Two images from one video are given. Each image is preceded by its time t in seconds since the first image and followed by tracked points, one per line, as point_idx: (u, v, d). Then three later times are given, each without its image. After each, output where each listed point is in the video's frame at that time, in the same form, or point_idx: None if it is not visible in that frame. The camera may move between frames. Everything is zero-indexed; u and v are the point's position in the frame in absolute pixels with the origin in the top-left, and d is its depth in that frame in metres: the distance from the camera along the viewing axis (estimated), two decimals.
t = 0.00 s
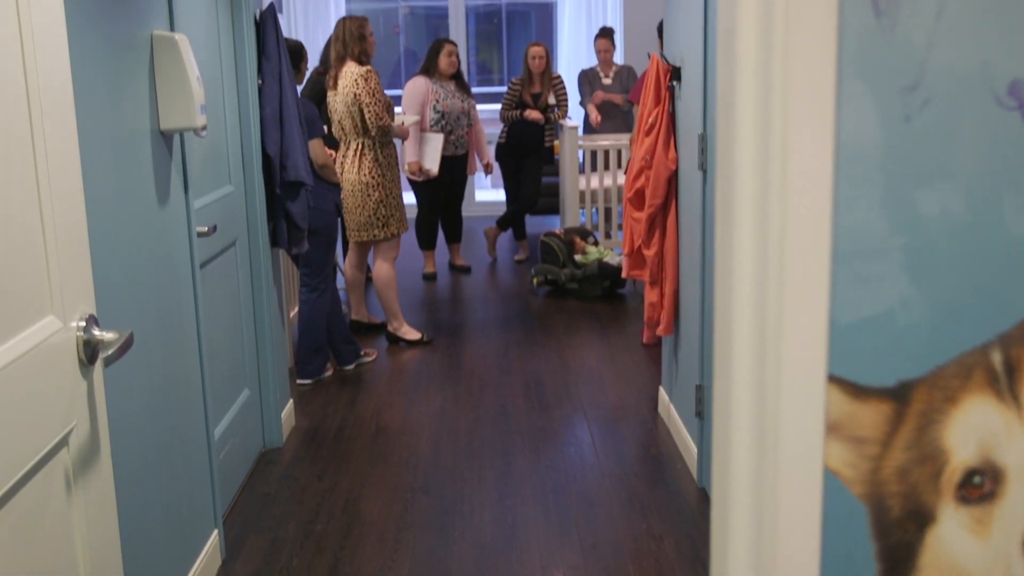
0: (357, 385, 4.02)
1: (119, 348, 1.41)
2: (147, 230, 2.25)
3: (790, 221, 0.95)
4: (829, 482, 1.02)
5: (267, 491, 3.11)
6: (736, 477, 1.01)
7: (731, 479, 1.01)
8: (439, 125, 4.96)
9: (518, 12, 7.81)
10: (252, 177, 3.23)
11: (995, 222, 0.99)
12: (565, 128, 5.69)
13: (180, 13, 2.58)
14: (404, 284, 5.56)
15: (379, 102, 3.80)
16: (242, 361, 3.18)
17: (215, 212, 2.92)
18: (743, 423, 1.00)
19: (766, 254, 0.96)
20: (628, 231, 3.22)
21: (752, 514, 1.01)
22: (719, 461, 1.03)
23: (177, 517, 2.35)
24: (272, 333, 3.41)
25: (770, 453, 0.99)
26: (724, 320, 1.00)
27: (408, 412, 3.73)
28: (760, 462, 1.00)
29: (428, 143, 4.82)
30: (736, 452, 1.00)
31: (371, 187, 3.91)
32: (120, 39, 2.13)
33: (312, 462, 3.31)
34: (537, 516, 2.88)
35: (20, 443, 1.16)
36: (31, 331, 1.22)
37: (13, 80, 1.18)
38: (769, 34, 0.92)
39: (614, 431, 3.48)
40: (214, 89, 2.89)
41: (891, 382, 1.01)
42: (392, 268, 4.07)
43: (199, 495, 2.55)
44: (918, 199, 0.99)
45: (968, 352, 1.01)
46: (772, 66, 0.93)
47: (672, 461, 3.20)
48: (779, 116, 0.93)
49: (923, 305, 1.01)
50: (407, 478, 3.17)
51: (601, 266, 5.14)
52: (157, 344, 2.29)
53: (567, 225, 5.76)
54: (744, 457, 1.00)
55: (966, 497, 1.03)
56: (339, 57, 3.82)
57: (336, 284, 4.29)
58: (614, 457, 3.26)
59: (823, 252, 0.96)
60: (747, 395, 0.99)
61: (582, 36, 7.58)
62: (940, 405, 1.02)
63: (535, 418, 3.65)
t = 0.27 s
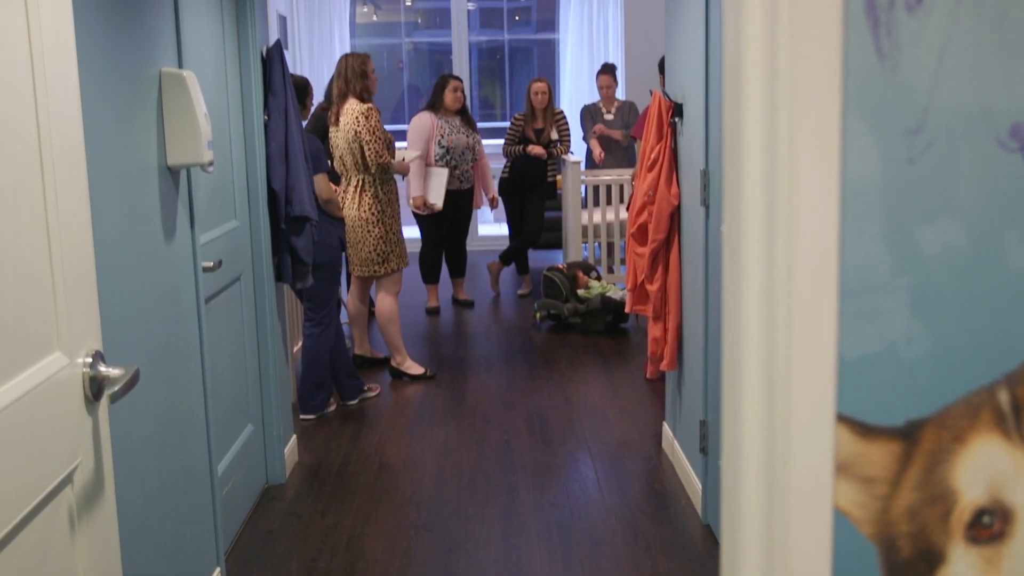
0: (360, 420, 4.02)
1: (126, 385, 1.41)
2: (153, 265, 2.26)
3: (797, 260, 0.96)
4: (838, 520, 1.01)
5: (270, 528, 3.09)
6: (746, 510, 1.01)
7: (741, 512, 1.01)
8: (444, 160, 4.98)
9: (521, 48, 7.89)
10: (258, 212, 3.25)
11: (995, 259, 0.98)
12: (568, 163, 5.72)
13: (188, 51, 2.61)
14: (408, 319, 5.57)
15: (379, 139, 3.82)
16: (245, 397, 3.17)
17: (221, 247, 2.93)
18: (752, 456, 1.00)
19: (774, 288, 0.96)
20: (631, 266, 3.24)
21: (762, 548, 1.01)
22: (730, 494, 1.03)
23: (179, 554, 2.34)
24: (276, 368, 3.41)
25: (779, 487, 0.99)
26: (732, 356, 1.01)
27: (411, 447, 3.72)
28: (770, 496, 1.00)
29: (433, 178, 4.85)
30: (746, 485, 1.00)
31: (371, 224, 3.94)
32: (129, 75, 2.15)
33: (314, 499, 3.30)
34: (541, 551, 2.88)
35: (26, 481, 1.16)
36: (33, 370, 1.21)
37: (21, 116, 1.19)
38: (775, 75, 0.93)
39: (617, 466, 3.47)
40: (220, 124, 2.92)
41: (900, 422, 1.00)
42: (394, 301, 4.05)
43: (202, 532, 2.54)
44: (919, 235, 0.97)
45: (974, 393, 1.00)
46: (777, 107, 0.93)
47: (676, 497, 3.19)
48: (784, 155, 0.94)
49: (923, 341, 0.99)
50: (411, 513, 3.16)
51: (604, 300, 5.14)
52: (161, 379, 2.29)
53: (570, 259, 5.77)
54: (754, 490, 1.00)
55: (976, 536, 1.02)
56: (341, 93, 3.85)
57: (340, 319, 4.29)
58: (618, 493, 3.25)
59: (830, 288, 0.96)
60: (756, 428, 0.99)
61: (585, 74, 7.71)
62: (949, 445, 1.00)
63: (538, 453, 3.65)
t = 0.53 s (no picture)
0: (363, 449, 4.00)
1: (131, 414, 1.41)
2: (158, 293, 2.26)
3: (806, 291, 0.94)
4: (850, 555, 0.99)
5: (272, 558, 3.07)
6: (757, 543, 0.98)
7: (753, 546, 0.98)
8: (449, 188, 5.00)
9: (523, 76, 7.94)
10: (262, 241, 3.26)
11: (1000, 289, 0.97)
12: (571, 191, 5.74)
13: (195, 81, 2.64)
14: (410, 347, 5.56)
15: (377, 172, 3.83)
16: (248, 426, 3.16)
17: (225, 275, 2.93)
18: (763, 488, 0.97)
19: (783, 317, 0.94)
20: (634, 294, 3.24)
21: None
22: (741, 529, 1.00)
23: None
24: (279, 396, 3.41)
25: (791, 521, 0.97)
26: (741, 388, 0.99)
27: (414, 477, 3.71)
28: (781, 530, 0.97)
29: (438, 207, 4.90)
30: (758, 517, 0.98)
31: (368, 254, 3.94)
32: (137, 104, 2.17)
33: (316, 529, 3.28)
34: None
35: (30, 510, 1.16)
36: (36, 402, 1.20)
37: (32, 147, 1.20)
38: (782, 103, 0.92)
39: (621, 495, 3.46)
40: (225, 153, 2.93)
41: (910, 455, 0.99)
42: (395, 329, 4.04)
43: (204, 561, 2.53)
44: (923, 264, 0.97)
45: (984, 425, 0.99)
46: (786, 136, 0.92)
47: (680, 526, 3.18)
48: (794, 185, 0.93)
49: (929, 370, 0.98)
50: (414, 543, 3.15)
51: (606, 329, 5.14)
52: (165, 407, 2.28)
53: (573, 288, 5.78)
54: (765, 524, 0.98)
55: (987, 570, 1.00)
56: (343, 123, 3.89)
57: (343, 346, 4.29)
58: (622, 521, 3.24)
59: (840, 318, 0.95)
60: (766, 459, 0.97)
61: (587, 103, 7.77)
62: (958, 477, 0.99)
63: (542, 482, 3.63)
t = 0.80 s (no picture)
0: (366, 472, 3.99)
1: (138, 438, 1.41)
2: (163, 315, 2.26)
3: (816, 316, 0.94)
4: None
5: None
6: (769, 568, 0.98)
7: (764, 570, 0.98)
8: (455, 211, 5.01)
9: (526, 99, 7.97)
10: (266, 262, 3.26)
11: (1010, 313, 0.98)
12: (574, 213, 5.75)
13: (202, 104, 2.65)
14: (414, 369, 5.55)
15: (382, 194, 3.84)
16: (252, 448, 3.15)
17: (230, 297, 2.94)
18: (774, 512, 0.97)
19: (794, 340, 0.95)
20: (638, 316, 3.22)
21: None
22: (752, 553, 1.00)
23: None
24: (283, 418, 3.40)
25: (802, 545, 0.96)
26: (752, 412, 0.99)
27: (417, 499, 3.69)
28: (793, 555, 0.96)
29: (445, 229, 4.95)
30: (769, 541, 0.97)
31: (371, 275, 3.94)
32: (145, 128, 2.18)
33: (320, 551, 3.26)
34: None
35: (37, 532, 1.16)
36: (43, 425, 1.20)
37: (42, 171, 1.21)
38: (792, 128, 0.92)
39: (625, 518, 3.45)
40: (231, 176, 2.94)
41: (921, 480, 0.99)
42: (399, 351, 4.03)
43: None
44: (930, 288, 0.97)
45: (996, 449, 0.99)
46: (796, 161, 0.93)
47: (685, 550, 3.16)
48: (804, 209, 0.93)
49: (937, 394, 0.98)
50: (417, 565, 3.13)
51: (609, 350, 5.14)
52: (170, 430, 2.28)
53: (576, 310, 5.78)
54: (777, 549, 0.97)
55: None
56: (349, 145, 3.91)
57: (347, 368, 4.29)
58: (626, 544, 3.23)
59: (850, 342, 0.95)
60: (777, 482, 0.97)
61: (590, 126, 7.80)
62: (969, 501, 0.99)
63: (545, 505, 3.61)
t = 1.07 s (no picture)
0: (370, 488, 3.97)
1: (144, 454, 1.40)
2: (169, 330, 2.26)
3: (829, 334, 0.94)
4: None
5: None
6: None
7: None
8: (460, 227, 5.02)
9: (529, 116, 8.00)
10: (271, 278, 3.26)
11: (1020, 332, 0.98)
12: (577, 230, 5.75)
13: (208, 120, 2.66)
14: (417, 385, 5.54)
15: (390, 209, 3.85)
16: (256, 464, 3.14)
17: (235, 312, 2.94)
18: (787, 534, 0.95)
19: (807, 360, 0.93)
20: (642, 333, 3.21)
21: None
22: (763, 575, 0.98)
23: None
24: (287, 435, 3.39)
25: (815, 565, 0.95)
26: (763, 433, 0.97)
27: (421, 516, 3.68)
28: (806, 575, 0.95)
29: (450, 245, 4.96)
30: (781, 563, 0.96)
31: (379, 291, 3.94)
32: (151, 144, 2.19)
33: (323, 568, 3.25)
34: None
35: (43, 548, 1.15)
36: (49, 442, 1.19)
37: (50, 188, 1.21)
38: (805, 146, 0.92)
39: (629, 535, 3.43)
40: (237, 192, 2.95)
41: (935, 498, 0.98)
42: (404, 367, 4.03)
43: None
44: (939, 306, 0.97)
45: (1010, 467, 0.99)
46: (810, 178, 0.92)
47: (689, 566, 3.15)
48: (817, 227, 0.92)
49: (946, 411, 0.98)
50: None
51: (614, 367, 5.14)
52: (175, 445, 2.27)
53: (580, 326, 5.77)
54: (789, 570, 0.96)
55: None
56: (355, 161, 3.92)
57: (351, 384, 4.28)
58: (629, 560, 3.22)
59: (863, 360, 0.95)
60: (789, 503, 0.95)
61: (593, 142, 7.81)
62: (983, 520, 0.99)
63: (549, 522, 3.60)
